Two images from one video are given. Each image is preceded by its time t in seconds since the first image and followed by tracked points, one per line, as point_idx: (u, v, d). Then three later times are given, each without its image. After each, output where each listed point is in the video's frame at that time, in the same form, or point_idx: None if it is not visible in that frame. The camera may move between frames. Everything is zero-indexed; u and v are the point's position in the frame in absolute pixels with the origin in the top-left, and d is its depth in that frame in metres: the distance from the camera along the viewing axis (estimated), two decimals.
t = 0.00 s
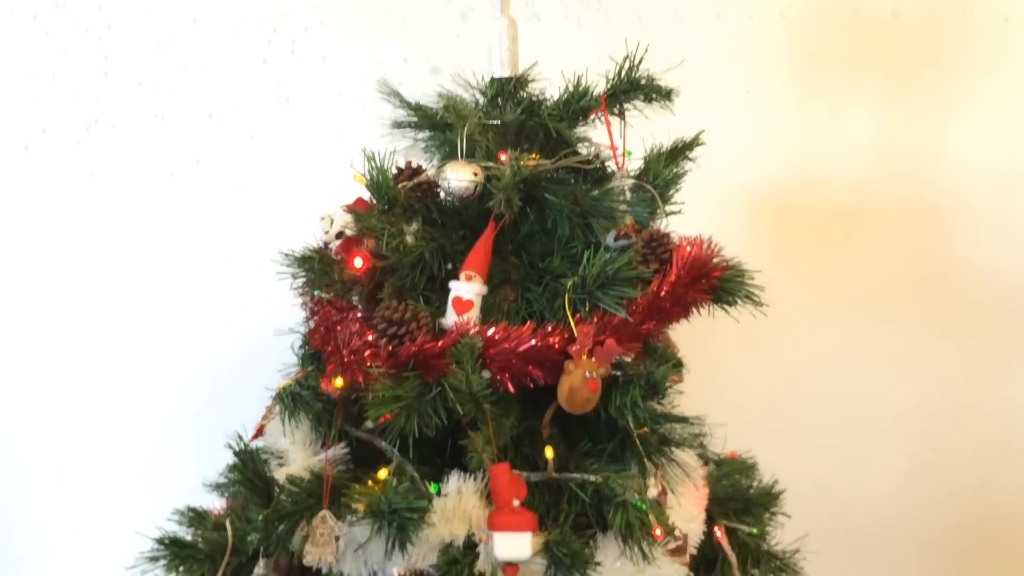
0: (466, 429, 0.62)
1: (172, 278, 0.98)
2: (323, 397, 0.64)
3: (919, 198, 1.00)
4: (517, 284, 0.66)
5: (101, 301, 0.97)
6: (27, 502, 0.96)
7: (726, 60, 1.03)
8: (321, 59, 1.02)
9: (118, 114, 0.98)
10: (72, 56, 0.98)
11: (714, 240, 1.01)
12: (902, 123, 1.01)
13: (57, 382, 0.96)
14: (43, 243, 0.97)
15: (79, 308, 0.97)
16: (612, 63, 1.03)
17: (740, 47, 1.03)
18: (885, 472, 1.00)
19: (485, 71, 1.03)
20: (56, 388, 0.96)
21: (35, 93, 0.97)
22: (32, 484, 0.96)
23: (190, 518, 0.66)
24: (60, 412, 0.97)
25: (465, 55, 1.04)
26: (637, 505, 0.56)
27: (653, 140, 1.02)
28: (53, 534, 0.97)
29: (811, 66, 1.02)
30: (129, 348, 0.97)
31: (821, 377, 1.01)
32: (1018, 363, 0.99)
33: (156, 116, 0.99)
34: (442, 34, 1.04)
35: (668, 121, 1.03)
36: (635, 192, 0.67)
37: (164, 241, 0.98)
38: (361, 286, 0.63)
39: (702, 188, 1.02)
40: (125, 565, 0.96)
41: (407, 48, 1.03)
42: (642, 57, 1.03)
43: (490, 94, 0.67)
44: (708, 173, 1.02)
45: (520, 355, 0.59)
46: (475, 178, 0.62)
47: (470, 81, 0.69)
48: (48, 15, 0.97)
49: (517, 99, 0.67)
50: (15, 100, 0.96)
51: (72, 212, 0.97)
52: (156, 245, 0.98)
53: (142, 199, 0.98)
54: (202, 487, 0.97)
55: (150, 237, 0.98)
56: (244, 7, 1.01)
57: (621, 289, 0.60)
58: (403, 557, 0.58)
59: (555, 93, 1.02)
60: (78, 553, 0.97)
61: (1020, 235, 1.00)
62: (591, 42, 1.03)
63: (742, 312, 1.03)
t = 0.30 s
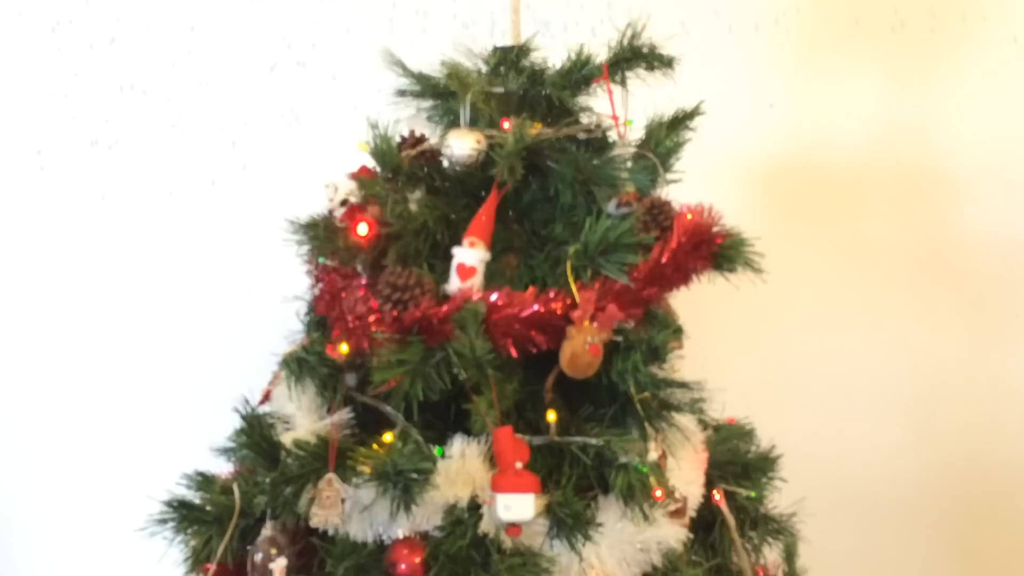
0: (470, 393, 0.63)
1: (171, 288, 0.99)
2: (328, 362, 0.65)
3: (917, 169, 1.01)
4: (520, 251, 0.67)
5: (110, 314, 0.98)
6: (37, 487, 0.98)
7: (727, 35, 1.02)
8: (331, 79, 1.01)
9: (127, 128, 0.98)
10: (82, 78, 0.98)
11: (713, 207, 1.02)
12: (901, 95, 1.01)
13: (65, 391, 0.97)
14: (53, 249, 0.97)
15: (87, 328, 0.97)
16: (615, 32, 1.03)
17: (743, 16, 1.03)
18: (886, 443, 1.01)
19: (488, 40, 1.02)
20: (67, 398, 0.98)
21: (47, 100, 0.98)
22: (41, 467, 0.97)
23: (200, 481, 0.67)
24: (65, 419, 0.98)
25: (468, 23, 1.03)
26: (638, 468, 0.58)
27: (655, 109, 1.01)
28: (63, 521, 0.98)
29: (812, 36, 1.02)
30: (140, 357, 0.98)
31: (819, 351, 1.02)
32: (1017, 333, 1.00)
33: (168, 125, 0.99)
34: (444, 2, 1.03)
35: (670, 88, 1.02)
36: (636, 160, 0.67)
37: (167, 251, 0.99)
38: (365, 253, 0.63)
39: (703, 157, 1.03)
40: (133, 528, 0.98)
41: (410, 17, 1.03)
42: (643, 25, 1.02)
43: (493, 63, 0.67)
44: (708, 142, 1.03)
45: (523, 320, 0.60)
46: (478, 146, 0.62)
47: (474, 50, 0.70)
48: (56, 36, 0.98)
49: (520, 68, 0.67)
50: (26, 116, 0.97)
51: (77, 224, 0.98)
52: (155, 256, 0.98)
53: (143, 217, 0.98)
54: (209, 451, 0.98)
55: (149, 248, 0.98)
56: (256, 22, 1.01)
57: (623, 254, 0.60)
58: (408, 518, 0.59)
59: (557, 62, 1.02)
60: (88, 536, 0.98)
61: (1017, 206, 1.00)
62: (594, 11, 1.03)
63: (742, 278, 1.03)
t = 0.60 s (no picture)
0: (468, 361, 0.62)
1: (183, 302, 0.96)
2: (324, 331, 0.63)
3: (921, 139, 0.99)
4: (519, 216, 0.66)
5: (123, 338, 0.95)
6: (32, 493, 0.95)
7: (727, 6, 1.01)
8: (323, 100, 0.98)
9: (150, 148, 0.96)
10: (98, 102, 0.95)
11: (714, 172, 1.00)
12: (905, 62, 0.99)
13: (72, 419, 0.95)
14: (45, 260, 0.94)
15: (96, 339, 0.95)
16: None
17: None
18: (890, 420, 0.99)
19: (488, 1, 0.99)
20: (67, 416, 0.95)
21: (67, 131, 0.95)
22: (33, 467, 0.95)
23: (193, 453, 0.66)
24: (69, 437, 0.95)
25: None
26: (640, 437, 0.56)
27: (656, 72, 1.00)
28: (60, 522, 0.96)
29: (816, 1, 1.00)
30: (135, 346, 0.96)
31: (821, 326, 1.00)
32: None
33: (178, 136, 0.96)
34: None
35: (672, 52, 1.01)
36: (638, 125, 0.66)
37: (180, 257, 0.96)
38: (361, 220, 0.61)
39: (707, 119, 1.01)
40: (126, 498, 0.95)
41: None
42: None
43: (491, 25, 0.65)
44: (712, 107, 1.01)
45: (522, 287, 0.58)
46: (476, 110, 0.61)
47: (472, 12, 0.68)
48: (67, 56, 0.95)
49: (519, 30, 0.66)
50: (36, 141, 0.94)
51: (70, 237, 0.95)
52: (166, 267, 0.96)
53: (160, 238, 0.96)
54: (203, 422, 0.95)
55: (160, 263, 0.96)
56: (264, 39, 0.98)
57: (625, 219, 0.59)
58: (406, 487, 0.58)
59: (558, 24, 1.00)
60: (89, 547, 0.96)
61: None
62: None
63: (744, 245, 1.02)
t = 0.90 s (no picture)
0: (470, 328, 0.61)
1: (181, 264, 0.95)
2: (324, 299, 0.63)
3: (925, 110, 0.98)
4: (520, 182, 0.66)
5: (127, 340, 0.94)
6: (31, 494, 0.94)
7: None
8: (321, 74, 0.97)
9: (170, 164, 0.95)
10: (116, 123, 0.94)
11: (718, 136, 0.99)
12: (908, 29, 0.98)
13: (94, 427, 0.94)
14: (43, 266, 0.93)
15: (94, 307, 0.94)
16: None
17: None
18: (894, 395, 0.98)
19: None
20: (68, 424, 0.94)
21: (76, 137, 0.94)
22: (33, 469, 0.93)
23: (195, 422, 0.65)
24: (71, 443, 0.94)
25: None
26: (643, 403, 0.56)
27: (659, 36, 0.99)
28: (59, 522, 0.94)
29: None
30: (134, 314, 0.94)
31: (823, 301, 0.99)
32: None
33: (179, 151, 0.95)
34: None
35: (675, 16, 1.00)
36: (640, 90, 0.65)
37: (179, 218, 0.95)
38: (361, 186, 0.61)
39: (711, 84, 1.00)
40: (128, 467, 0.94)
41: None
42: None
43: None
44: (716, 72, 1.00)
45: (525, 253, 0.58)
46: (477, 74, 0.60)
47: None
48: (76, 73, 0.94)
49: None
50: (49, 170, 0.93)
51: (79, 266, 0.93)
52: (165, 227, 0.95)
53: (166, 243, 0.95)
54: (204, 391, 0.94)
55: (160, 247, 0.95)
56: (267, 40, 0.97)
57: (628, 184, 0.59)
58: (408, 453, 0.58)
59: None
60: (91, 548, 0.95)
61: None
62: None
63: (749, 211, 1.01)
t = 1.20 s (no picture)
0: (477, 300, 0.61)
1: (187, 239, 0.95)
2: (330, 271, 0.63)
3: (933, 84, 0.97)
4: (527, 154, 0.65)
5: (128, 348, 0.94)
6: (31, 497, 0.93)
7: None
8: (331, 44, 0.97)
9: (188, 186, 0.95)
10: (132, 145, 0.94)
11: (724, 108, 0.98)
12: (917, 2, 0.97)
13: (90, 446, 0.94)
14: (42, 279, 0.92)
15: (99, 281, 0.93)
16: None
17: None
18: (899, 374, 0.98)
19: None
20: (69, 437, 0.93)
21: (89, 145, 0.93)
22: (33, 478, 0.93)
23: (201, 395, 0.66)
24: (73, 451, 0.93)
25: None
26: (650, 374, 0.56)
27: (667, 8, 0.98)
28: (60, 525, 0.94)
29: None
30: (139, 289, 0.94)
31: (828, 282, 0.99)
32: None
33: (180, 166, 0.95)
34: None
35: None
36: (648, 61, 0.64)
37: (184, 191, 0.95)
38: (367, 157, 0.61)
39: (718, 57, 1.00)
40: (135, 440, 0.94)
41: None
42: None
43: None
44: (723, 46, 0.99)
45: (532, 225, 0.58)
46: (484, 44, 0.59)
47: None
48: (79, 97, 0.93)
49: None
50: (56, 199, 0.93)
51: (86, 299, 0.93)
52: (171, 200, 0.95)
53: (163, 259, 0.94)
54: (211, 364, 0.94)
55: (164, 220, 0.94)
56: (272, 13, 0.96)
57: (636, 155, 0.58)
58: (415, 424, 0.58)
59: None
60: (94, 554, 0.94)
61: None
62: None
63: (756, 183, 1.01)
